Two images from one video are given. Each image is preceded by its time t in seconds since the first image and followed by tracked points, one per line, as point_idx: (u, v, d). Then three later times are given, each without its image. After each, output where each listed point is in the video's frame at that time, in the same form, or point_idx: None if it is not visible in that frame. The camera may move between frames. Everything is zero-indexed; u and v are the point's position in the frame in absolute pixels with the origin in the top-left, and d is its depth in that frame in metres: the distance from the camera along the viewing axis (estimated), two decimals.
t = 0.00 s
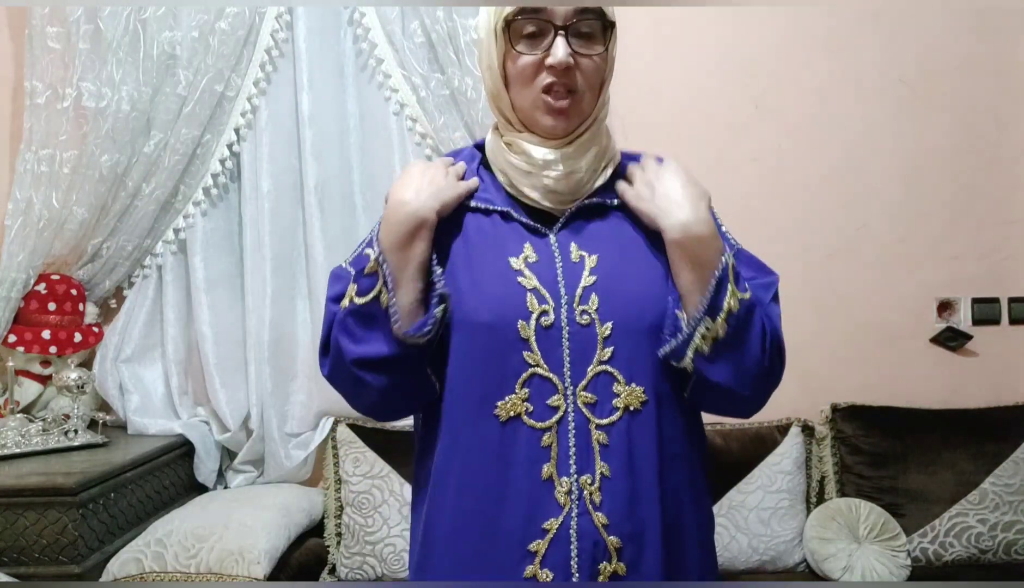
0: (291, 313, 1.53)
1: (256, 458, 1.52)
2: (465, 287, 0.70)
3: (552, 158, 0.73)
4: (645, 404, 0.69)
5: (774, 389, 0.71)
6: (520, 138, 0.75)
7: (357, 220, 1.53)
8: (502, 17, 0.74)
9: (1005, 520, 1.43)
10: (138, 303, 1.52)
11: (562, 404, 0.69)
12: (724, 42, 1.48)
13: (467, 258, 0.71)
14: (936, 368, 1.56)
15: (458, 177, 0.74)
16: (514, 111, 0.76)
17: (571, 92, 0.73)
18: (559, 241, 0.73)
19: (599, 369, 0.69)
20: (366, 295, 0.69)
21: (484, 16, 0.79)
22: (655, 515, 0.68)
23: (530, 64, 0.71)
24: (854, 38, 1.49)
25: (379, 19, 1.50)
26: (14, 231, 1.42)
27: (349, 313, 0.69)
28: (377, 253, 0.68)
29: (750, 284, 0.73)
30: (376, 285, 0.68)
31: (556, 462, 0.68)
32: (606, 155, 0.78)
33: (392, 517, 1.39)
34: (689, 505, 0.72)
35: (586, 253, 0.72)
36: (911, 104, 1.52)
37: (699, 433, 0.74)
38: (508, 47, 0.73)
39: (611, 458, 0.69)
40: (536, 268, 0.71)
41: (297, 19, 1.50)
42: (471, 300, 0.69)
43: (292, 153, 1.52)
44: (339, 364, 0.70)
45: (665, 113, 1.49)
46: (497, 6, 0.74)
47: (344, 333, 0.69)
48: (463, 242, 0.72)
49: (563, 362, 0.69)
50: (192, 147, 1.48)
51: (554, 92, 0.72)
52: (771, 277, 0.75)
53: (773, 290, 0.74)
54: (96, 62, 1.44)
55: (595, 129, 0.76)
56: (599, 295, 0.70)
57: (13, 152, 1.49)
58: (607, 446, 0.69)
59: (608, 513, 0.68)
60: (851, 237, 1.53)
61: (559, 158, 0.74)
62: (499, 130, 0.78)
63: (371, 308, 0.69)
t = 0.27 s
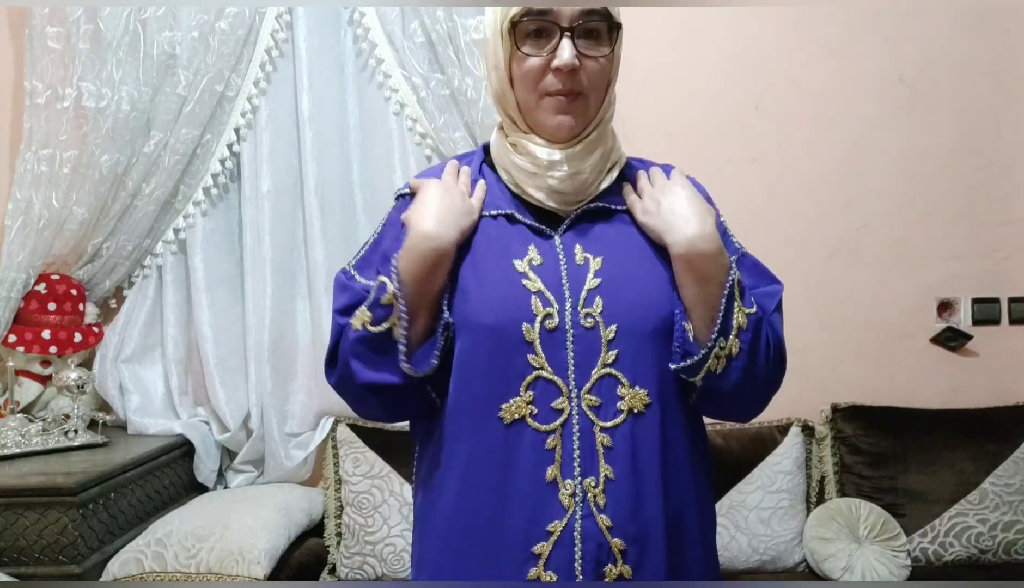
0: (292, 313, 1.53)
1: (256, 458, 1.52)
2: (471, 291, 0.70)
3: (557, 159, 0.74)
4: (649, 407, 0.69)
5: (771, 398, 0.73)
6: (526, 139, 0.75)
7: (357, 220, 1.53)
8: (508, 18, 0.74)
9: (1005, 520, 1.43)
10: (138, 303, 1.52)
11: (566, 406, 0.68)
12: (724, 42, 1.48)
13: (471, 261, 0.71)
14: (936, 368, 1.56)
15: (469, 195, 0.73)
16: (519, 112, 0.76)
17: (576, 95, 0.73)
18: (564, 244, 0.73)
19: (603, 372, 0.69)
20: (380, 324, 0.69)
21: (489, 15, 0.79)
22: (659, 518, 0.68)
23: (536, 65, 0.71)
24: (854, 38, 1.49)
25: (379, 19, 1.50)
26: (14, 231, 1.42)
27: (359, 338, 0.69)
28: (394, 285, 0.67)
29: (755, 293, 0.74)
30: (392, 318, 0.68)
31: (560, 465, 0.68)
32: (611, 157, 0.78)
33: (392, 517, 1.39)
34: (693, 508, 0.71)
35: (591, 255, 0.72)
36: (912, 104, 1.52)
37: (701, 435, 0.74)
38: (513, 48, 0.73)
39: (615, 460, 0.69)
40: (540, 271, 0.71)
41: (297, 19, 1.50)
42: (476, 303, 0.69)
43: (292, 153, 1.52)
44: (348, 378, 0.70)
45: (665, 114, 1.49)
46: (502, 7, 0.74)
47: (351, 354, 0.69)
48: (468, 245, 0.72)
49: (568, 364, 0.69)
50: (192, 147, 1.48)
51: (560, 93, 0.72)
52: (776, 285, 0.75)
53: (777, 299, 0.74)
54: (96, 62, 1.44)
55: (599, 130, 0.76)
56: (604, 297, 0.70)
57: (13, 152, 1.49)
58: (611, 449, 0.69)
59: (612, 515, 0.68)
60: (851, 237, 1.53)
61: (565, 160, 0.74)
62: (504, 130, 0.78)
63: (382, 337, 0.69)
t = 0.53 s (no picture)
0: (292, 313, 1.53)
1: (256, 458, 1.52)
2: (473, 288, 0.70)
3: (560, 159, 0.74)
4: (649, 405, 0.69)
5: (770, 399, 0.73)
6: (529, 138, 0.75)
7: (357, 220, 1.53)
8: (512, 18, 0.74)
9: (1005, 520, 1.43)
10: (138, 303, 1.52)
11: (567, 404, 0.68)
12: (724, 42, 1.48)
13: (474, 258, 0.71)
14: (936, 368, 1.55)
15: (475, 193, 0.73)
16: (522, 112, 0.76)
17: (580, 96, 0.73)
18: (566, 242, 0.73)
19: (604, 370, 0.69)
20: (387, 325, 0.68)
21: (493, 15, 0.78)
22: (657, 517, 0.69)
23: (540, 65, 0.71)
24: (854, 38, 1.49)
25: (379, 19, 1.50)
26: (14, 231, 1.41)
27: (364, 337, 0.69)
28: (402, 286, 0.68)
29: (756, 294, 0.74)
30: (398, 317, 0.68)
31: (560, 463, 0.68)
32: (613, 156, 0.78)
33: (392, 517, 1.39)
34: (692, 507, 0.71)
35: (593, 253, 0.72)
36: (912, 104, 1.52)
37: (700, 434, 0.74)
38: (518, 49, 0.73)
39: (616, 459, 0.69)
40: (542, 269, 0.71)
41: (297, 19, 1.50)
42: (478, 301, 0.69)
43: (292, 153, 1.52)
44: (350, 373, 0.71)
45: (665, 114, 1.49)
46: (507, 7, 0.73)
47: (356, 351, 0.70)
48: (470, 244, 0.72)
49: (569, 362, 0.69)
50: (192, 147, 1.48)
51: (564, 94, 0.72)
52: (778, 286, 0.75)
53: (779, 298, 0.74)
54: (96, 62, 1.44)
55: (603, 131, 0.76)
56: (605, 296, 0.70)
57: (13, 152, 1.49)
58: (611, 447, 0.69)
59: (612, 513, 0.68)
60: (851, 237, 1.53)
61: (567, 159, 0.74)
62: (508, 129, 0.78)
63: (389, 338, 0.69)
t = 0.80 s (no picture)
0: (292, 313, 1.53)
1: (256, 458, 1.52)
2: (476, 281, 0.71)
3: (559, 153, 0.74)
4: (649, 398, 0.69)
5: (769, 397, 0.73)
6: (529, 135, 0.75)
7: (357, 220, 1.53)
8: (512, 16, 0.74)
9: (1005, 520, 1.43)
10: (138, 303, 1.52)
11: (566, 397, 0.68)
12: (724, 41, 1.49)
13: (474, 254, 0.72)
14: (936, 368, 1.55)
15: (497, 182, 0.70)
16: (522, 109, 0.77)
17: (578, 92, 0.73)
18: (567, 235, 0.73)
19: (603, 363, 0.69)
20: (388, 326, 0.68)
21: (493, 17, 0.79)
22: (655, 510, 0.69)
23: (539, 62, 0.71)
24: (854, 37, 1.49)
25: (379, 19, 1.50)
26: (14, 231, 1.42)
27: (365, 337, 0.69)
28: (406, 288, 0.68)
29: (755, 294, 0.74)
30: (400, 320, 0.68)
31: (558, 455, 0.68)
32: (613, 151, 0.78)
33: (392, 517, 1.39)
34: (691, 501, 0.71)
35: (592, 246, 0.72)
36: (912, 103, 1.52)
37: (699, 429, 0.74)
38: (517, 46, 0.73)
39: (614, 452, 0.69)
40: (541, 261, 0.71)
41: (297, 20, 1.50)
42: (480, 295, 0.70)
43: (292, 153, 1.52)
44: (350, 370, 0.70)
45: (665, 113, 1.49)
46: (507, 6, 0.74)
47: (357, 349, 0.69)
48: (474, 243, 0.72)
49: (567, 355, 0.69)
50: (192, 147, 1.48)
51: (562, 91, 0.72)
52: (776, 285, 0.75)
53: (775, 298, 0.74)
54: (96, 62, 1.44)
55: (602, 126, 0.76)
56: (604, 289, 0.70)
57: (13, 152, 1.49)
58: (610, 440, 0.69)
59: (610, 506, 0.68)
60: (851, 236, 1.53)
61: (567, 153, 0.74)
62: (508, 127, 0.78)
63: (389, 339, 0.69)
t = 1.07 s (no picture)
0: (292, 313, 1.53)
1: (256, 458, 1.52)
2: (472, 279, 0.70)
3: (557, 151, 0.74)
4: (646, 394, 0.69)
5: (767, 393, 0.73)
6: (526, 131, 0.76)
7: (357, 220, 1.53)
8: (507, 12, 0.74)
9: (1005, 521, 1.44)
10: (138, 303, 1.52)
11: (563, 394, 0.68)
12: (724, 41, 1.49)
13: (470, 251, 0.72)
14: (937, 368, 1.54)
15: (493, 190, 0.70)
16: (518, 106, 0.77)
17: (574, 87, 0.73)
18: (563, 231, 0.73)
19: (600, 360, 0.69)
20: (384, 325, 0.69)
21: (491, 16, 0.80)
22: (652, 507, 0.69)
23: (534, 58, 0.71)
24: (854, 36, 1.49)
25: (379, 19, 1.50)
26: (14, 231, 1.42)
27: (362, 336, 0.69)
28: (402, 286, 0.68)
29: (752, 293, 0.74)
30: (397, 318, 0.68)
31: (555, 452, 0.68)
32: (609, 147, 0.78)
33: (392, 517, 1.40)
34: (688, 497, 0.72)
35: (589, 243, 0.72)
36: (912, 103, 1.52)
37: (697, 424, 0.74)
38: (513, 42, 0.73)
39: (611, 449, 0.69)
40: (538, 258, 0.71)
41: (297, 20, 1.50)
42: (474, 293, 0.70)
43: (292, 153, 1.51)
44: (347, 368, 0.71)
45: (665, 113, 1.49)
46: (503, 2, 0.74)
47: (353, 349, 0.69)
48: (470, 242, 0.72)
49: (564, 351, 0.69)
50: (191, 147, 1.48)
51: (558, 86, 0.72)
52: (774, 282, 0.75)
53: (776, 295, 0.74)
54: (96, 62, 1.44)
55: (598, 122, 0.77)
56: (601, 285, 0.70)
57: (13, 152, 1.49)
58: (607, 437, 0.69)
59: (608, 503, 0.68)
60: (851, 236, 1.53)
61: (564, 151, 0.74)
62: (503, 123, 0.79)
63: (385, 338, 0.69)
